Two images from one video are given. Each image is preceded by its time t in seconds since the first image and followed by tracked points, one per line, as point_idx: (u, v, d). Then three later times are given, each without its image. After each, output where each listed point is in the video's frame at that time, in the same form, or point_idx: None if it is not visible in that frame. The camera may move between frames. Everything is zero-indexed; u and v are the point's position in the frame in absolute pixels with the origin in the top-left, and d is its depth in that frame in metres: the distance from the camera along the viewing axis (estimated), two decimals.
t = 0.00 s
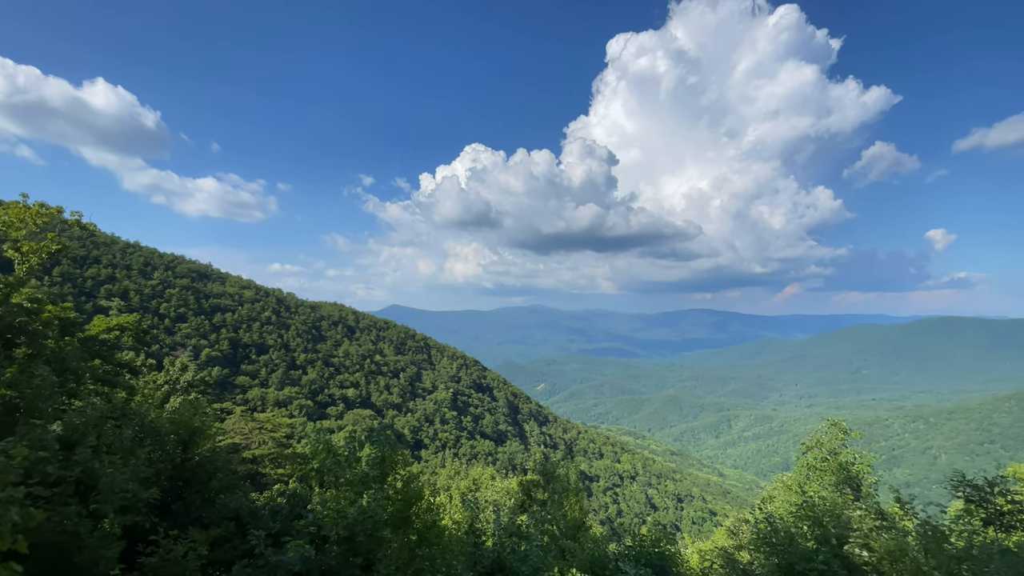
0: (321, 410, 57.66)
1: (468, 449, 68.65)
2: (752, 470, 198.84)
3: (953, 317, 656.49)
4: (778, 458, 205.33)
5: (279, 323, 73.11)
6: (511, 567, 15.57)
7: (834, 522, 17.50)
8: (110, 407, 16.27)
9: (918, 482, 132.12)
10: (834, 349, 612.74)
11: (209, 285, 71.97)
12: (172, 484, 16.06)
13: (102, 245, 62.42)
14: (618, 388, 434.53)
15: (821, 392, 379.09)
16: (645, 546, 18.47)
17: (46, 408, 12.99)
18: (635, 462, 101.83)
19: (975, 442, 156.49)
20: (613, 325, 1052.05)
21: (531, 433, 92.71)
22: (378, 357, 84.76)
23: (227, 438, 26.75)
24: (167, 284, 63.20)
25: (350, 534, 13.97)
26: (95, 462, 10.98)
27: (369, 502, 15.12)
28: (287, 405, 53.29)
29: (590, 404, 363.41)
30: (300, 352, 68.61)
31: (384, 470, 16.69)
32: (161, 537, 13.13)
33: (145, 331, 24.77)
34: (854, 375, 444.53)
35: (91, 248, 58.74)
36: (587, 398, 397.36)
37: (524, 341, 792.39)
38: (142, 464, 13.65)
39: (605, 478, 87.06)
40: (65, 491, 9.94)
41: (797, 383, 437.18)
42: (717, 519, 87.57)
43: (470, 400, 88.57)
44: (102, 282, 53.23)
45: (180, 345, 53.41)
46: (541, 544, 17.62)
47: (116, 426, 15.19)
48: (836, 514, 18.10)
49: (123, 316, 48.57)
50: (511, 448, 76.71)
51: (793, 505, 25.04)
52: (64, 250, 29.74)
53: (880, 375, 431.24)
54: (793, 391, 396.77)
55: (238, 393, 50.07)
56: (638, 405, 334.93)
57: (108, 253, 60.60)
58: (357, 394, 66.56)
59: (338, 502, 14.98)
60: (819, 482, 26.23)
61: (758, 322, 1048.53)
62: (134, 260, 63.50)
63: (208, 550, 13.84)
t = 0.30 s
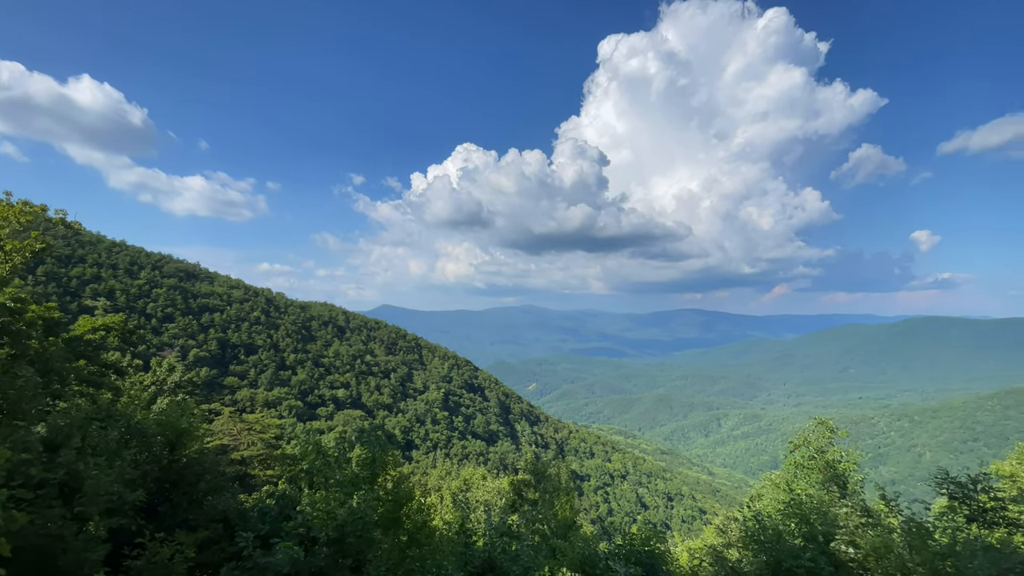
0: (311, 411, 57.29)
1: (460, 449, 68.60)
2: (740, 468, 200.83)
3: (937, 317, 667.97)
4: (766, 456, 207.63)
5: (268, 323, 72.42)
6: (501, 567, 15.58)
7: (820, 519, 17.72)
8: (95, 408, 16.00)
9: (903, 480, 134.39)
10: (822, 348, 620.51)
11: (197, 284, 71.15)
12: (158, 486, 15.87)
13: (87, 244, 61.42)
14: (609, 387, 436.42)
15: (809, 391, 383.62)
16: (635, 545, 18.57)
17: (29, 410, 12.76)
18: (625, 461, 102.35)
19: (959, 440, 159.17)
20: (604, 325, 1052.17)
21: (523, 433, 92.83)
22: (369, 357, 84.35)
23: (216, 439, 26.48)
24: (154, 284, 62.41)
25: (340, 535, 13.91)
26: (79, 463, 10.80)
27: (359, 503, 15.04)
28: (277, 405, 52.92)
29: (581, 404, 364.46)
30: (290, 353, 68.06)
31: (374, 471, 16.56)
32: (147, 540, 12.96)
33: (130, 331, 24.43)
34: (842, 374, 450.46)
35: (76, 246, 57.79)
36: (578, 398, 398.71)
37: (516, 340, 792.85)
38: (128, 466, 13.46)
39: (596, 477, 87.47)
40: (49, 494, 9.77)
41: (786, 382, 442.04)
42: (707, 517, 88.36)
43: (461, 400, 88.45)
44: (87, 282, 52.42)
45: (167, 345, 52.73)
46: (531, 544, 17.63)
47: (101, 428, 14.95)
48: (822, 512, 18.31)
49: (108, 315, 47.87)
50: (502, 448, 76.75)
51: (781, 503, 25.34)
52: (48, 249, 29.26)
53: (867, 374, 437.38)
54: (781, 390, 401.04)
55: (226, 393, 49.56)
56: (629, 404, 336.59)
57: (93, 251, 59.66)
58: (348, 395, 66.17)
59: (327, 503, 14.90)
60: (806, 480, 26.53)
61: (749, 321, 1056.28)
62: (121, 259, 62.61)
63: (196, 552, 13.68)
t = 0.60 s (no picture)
0: (301, 412, 56.87)
1: (451, 449, 68.50)
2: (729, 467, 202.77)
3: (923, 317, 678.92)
4: (755, 455, 209.79)
5: (257, 324, 71.70)
6: (492, 567, 15.62)
7: (807, 517, 17.89)
8: (79, 409, 15.75)
9: (889, 477, 136.35)
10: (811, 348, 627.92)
11: (184, 284, 70.27)
12: (145, 489, 15.66)
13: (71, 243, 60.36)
14: (600, 387, 438.27)
15: (797, 390, 388.05)
16: (625, 543, 18.67)
17: (12, 412, 12.57)
18: (616, 460, 102.82)
19: (943, 439, 161.86)
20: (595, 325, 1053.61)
21: (514, 433, 92.86)
22: (359, 357, 83.87)
23: (203, 440, 26.17)
24: (141, 284, 61.55)
25: (329, 536, 13.86)
26: (63, 465, 10.59)
27: (349, 504, 14.94)
28: (266, 406, 52.50)
29: (572, 404, 365.30)
30: (279, 353, 67.43)
31: (364, 472, 16.45)
32: (133, 543, 12.82)
33: (116, 331, 24.02)
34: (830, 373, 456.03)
35: (60, 245, 56.83)
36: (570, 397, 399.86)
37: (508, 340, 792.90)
38: (113, 469, 13.26)
39: (587, 476, 87.80)
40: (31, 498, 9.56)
41: (775, 381, 446.68)
42: (696, 515, 89.09)
43: (452, 400, 88.29)
44: (71, 282, 51.56)
45: (153, 345, 51.98)
46: (522, 543, 17.62)
47: (87, 429, 14.71)
48: (809, 510, 18.51)
49: (94, 315, 47.16)
50: (493, 448, 76.75)
51: (768, 501, 25.64)
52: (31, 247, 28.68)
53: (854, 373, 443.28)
54: (770, 390, 405.09)
55: (214, 394, 49.03)
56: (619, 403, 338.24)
57: (77, 250, 58.61)
58: (338, 395, 65.70)
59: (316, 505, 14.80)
60: (794, 478, 26.85)
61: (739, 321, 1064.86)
62: (106, 258, 61.63)
63: (183, 555, 13.54)
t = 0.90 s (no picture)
0: (290, 413, 56.44)
1: (442, 449, 68.39)
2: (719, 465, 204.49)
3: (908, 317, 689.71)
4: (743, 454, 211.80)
5: (246, 324, 70.91)
6: (482, 567, 15.63)
7: (794, 514, 18.07)
8: (63, 410, 15.46)
9: (875, 475, 138.29)
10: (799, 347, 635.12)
11: (172, 284, 69.35)
12: (131, 491, 15.45)
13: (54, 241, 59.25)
14: (591, 386, 439.77)
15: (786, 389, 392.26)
16: (615, 543, 18.78)
17: None
18: (606, 459, 103.21)
19: (927, 436, 164.61)
20: (587, 324, 1056.35)
21: (505, 433, 92.88)
22: (349, 357, 83.34)
23: (191, 442, 25.87)
24: (127, 283, 60.68)
25: (319, 538, 13.75)
26: (47, 468, 10.41)
27: (339, 505, 14.88)
28: (255, 407, 52.06)
29: (563, 403, 365.99)
30: (268, 354, 66.78)
31: (354, 473, 16.35)
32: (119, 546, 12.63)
33: (102, 331, 23.64)
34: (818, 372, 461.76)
35: (44, 243, 55.76)
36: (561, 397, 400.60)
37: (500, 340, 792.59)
38: (99, 471, 13.05)
39: (578, 476, 88.07)
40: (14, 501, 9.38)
41: (764, 380, 451.28)
42: (686, 513, 89.79)
43: (443, 400, 88.14)
44: (55, 281, 50.66)
45: (140, 346, 51.28)
46: (513, 543, 17.62)
47: (71, 431, 14.46)
48: (795, 507, 18.74)
49: (78, 315, 46.44)
50: (485, 448, 76.70)
51: (757, 499, 25.94)
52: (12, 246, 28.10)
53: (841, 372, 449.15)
54: (759, 388, 409.28)
55: (202, 395, 48.51)
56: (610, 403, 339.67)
57: (61, 249, 57.56)
58: (327, 396, 65.21)
59: (306, 506, 14.73)
60: (782, 476, 27.19)
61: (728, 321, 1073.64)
62: (91, 257, 60.60)
63: (170, 558, 13.38)
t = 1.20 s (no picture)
0: (280, 413, 56.04)
1: (433, 450, 68.28)
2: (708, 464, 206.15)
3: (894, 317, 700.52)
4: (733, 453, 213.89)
5: (235, 324, 70.17)
6: (473, 568, 15.64)
7: (782, 512, 18.26)
8: (47, 412, 15.21)
9: (861, 473, 140.18)
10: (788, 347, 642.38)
11: (159, 283, 68.45)
12: (117, 493, 15.22)
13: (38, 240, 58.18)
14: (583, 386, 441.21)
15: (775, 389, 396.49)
16: (606, 542, 18.89)
17: None
18: (598, 459, 103.58)
19: (912, 434, 167.29)
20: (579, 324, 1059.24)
21: (497, 433, 92.91)
22: (340, 358, 82.81)
23: (178, 444, 25.57)
24: (114, 283, 59.84)
25: (308, 539, 13.66)
26: (32, 471, 10.23)
27: (329, 506, 14.80)
28: (244, 408, 51.56)
29: (555, 403, 366.78)
30: (257, 354, 66.10)
31: (344, 474, 16.26)
32: (105, 549, 12.48)
33: (87, 331, 23.29)
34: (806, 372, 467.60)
35: (28, 242, 54.82)
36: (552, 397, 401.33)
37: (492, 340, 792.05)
38: (84, 473, 12.87)
39: (569, 476, 88.31)
40: None
41: (753, 379, 455.76)
42: (676, 512, 90.46)
43: (435, 401, 87.94)
44: (38, 280, 49.77)
45: (126, 346, 50.58)
46: (504, 543, 17.61)
47: (55, 432, 14.21)
48: (783, 505, 18.96)
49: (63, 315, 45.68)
50: (476, 448, 76.62)
51: (745, 497, 26.25)
52: None
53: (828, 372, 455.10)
54: (749, 388, 412.81)
55: (190, 396, 47.97)
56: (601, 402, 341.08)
57: (45, 248, 56.55)
58: (318, 397, 64.71)
59: (296, 507, 14.62)
60: (770, 474, 27.53)
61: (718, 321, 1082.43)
62: (76, 256, 59.62)
63: (157, 561, 13.22)
